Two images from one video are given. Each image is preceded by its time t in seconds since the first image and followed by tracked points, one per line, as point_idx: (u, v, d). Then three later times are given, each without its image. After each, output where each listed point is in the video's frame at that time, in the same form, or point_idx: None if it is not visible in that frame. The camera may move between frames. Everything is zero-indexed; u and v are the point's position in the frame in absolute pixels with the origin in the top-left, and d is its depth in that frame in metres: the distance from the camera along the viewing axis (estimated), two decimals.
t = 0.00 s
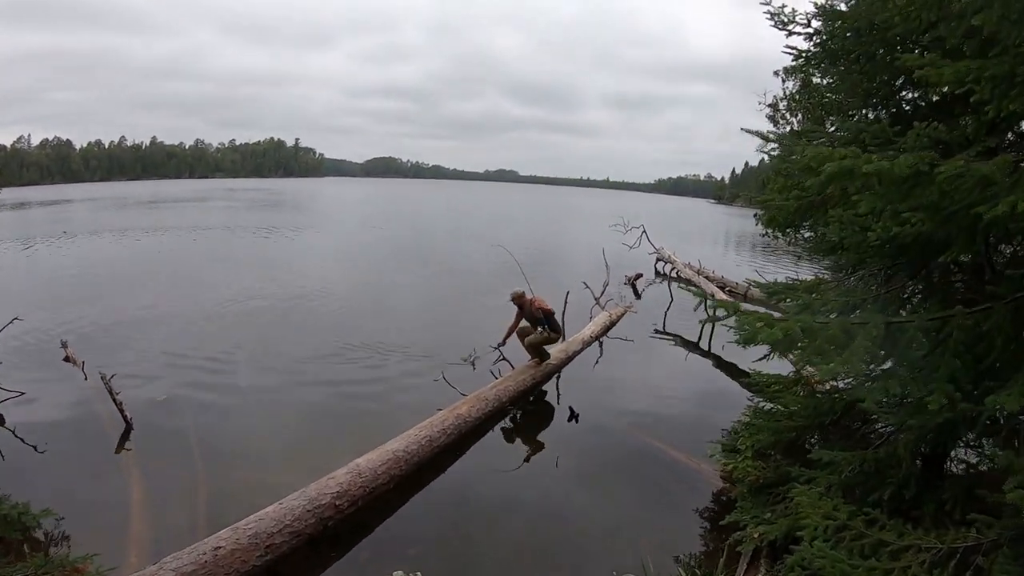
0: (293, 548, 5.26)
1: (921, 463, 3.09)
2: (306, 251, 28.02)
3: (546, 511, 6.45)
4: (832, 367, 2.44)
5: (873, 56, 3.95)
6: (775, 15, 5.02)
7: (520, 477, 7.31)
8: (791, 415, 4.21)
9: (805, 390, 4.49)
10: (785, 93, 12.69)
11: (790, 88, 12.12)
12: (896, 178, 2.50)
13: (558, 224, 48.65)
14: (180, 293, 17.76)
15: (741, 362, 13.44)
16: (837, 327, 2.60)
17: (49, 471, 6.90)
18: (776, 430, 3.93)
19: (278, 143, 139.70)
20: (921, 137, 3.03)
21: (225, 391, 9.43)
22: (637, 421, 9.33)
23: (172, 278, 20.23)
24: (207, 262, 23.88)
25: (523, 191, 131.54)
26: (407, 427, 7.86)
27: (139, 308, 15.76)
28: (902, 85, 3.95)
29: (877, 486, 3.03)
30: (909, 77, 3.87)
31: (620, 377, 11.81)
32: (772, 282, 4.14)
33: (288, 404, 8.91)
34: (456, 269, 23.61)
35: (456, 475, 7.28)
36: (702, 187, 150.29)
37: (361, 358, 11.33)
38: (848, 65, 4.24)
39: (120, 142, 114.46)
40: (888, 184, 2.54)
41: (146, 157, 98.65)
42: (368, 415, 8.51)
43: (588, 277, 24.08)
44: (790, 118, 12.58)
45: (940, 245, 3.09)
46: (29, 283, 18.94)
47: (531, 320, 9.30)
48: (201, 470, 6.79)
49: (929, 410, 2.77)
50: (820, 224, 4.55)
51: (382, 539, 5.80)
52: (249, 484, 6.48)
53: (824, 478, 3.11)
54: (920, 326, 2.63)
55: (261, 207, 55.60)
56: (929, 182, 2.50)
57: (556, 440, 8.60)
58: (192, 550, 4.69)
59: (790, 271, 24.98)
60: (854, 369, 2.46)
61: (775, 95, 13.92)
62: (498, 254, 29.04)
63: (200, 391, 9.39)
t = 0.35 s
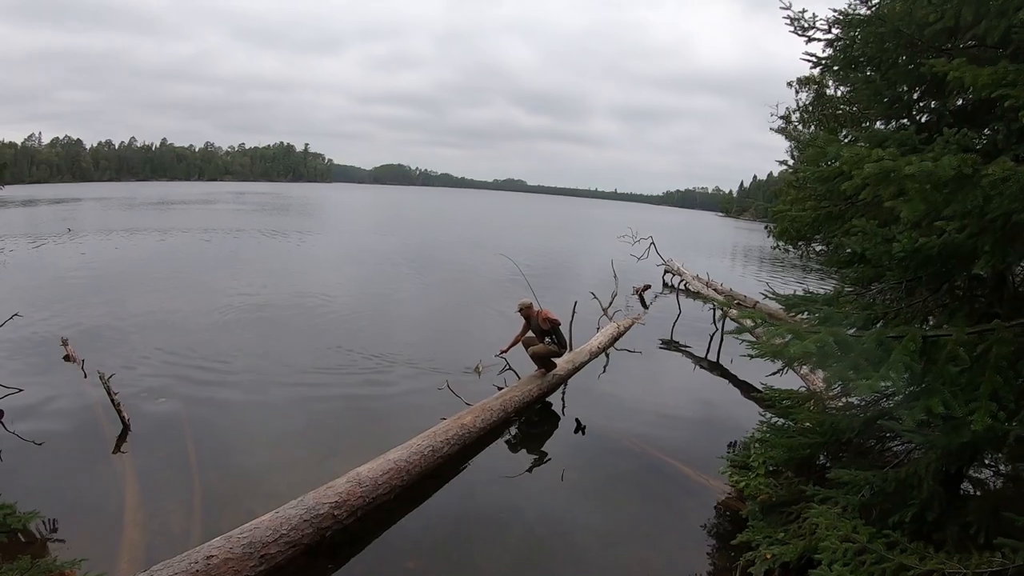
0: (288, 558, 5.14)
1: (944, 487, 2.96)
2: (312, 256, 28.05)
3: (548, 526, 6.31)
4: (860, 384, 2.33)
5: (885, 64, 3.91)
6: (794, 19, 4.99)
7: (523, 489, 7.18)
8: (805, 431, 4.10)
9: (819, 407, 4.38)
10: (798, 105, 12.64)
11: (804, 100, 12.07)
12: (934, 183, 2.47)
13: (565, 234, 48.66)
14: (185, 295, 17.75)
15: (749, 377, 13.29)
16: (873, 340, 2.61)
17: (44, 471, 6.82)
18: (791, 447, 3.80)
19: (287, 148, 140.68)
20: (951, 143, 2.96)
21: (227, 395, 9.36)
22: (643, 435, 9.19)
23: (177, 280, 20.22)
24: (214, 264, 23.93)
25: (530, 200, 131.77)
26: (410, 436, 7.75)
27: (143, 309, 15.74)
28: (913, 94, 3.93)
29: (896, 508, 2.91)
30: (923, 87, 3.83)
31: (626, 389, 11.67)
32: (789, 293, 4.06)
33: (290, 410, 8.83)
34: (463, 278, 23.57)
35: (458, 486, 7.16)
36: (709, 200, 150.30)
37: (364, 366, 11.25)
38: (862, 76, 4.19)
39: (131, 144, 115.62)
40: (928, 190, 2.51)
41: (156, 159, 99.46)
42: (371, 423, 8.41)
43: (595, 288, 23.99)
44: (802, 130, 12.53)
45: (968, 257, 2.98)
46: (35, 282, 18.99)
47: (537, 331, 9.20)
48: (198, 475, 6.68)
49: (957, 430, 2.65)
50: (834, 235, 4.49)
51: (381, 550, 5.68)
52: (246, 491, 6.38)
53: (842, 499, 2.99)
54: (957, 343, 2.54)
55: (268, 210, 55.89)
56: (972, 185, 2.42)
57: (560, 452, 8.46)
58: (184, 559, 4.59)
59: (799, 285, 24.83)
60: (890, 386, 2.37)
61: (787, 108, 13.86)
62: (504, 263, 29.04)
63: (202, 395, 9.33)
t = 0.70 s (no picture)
0: (277, 568, 4.99)
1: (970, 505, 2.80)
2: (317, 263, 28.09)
3: (547, 539, 6.13)
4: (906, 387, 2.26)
5: (901, 66, 3.89)
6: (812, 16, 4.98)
7: (522, 500, 7.02)
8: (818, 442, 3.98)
9: (834, 419, 4.24)
10: (808, 114, 12.61)
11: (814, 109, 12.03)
12: (971, 161, 2.58)
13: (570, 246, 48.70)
14: (188, 299, 17.73)
15: (756, 390, 13.10)
16: (913, 341, 2.62)
17: (34, 471, 6.71)
18: (806, 461, 3.63)
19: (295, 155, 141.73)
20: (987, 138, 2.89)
21: (225, 400, 9.26)
22: (647, 447, 9.02)
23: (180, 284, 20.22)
24: (218, 269, 23.96)
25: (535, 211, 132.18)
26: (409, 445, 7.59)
27: (145, 311, 15.71)
28: (924, 101, 3.90)
29: (920, 525, 2.75)
30: (938, 91, 3.79)
31: (631, 400, 11.51)
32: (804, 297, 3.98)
33: (290, 416, 8.72)
34: (468, 287, 23.53)
35: (457, 496, 7.00)
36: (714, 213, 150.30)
37: (365, 373, 11.15)
38: (877, 80, 4.17)
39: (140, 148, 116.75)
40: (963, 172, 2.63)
41: (165, 164, 100.31)
42: (370, 431, 8.29)
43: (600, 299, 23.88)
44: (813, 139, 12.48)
45: (998, 259, 2.87)
46: (40, 282, 19.03)
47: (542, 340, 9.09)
48: (191, 481, 6.54)
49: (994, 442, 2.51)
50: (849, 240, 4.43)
51: (374, 561, 5.51)
52: (241, 498, 6.23)
53: (861, 515, 2.83)
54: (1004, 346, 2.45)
55: (274, 216, 56.17)
56: None
57: (562, 463, 8.29)
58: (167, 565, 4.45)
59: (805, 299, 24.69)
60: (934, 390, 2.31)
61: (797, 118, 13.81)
62: (509, 273, 28.99)
63: (200, 399, 9.23)
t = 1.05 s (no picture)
0: None
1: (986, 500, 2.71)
2: (308, 265, 27.92)
3: (542, 542, 6.01)
4: (950, 366, 2.21)
5: (902, 50, 3.92)
6: None
7: (516, 502, 6.89)
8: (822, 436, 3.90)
9: (837, 415, 4.16)
10: (801, 108, 12.64)
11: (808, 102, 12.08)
12: (1002, 124, 2.63)
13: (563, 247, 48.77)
14: (176, 302, 17.50)
15: (751, 387, 13.04)
16: (946, 320, 2.59)
17: (12, 476, 6.54)
18: (811, 457, 3.53)
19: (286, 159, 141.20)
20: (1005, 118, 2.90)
21: (214, 405, 9.09)
22: (644, 446, 8.92)
23: (169, 287, 19.97)
24: (208, 272, 23.75)
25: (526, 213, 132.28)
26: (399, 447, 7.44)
27: (133, 315, 15.49)
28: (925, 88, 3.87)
29: (935, 522, 2.65)
30: (939, 74, 3.79)
31: (626, 399, 11.43)
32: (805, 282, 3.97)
33: (280, 420, 8.57)
34: (460, 289, 23.44)
35: (450, 498, 6.87)
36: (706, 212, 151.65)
37: (357, 376, 10.99)
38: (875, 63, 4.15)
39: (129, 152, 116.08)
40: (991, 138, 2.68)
41: (154, 168, 99.61)
42: (362, 435, 8.14)
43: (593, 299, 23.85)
44: (805, 133, 12.52)
45: (1011, 240, 2.87)
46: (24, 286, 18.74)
47: (535, 338, 8.99)
48: (174, 487, 6.37)
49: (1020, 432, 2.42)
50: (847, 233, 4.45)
51: (363, 567, 5.37)
52: (227, 504, 6.06)
53: (875, 514, 2.72)
54: None
55: (265, 219, 55.89)
56: None
57: (557, 463, 8.17)
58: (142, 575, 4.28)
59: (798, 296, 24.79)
60: (978, 368, 2.28)
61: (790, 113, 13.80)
62: (502, 275, 28.97)
63: (188, 404, 9.05)
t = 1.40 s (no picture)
0: None
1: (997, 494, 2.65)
2: (296, 266, 27.70)
3: (533, 543, 5.90)
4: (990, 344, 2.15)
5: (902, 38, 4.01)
6: None
7: (506, 502, 6.78)
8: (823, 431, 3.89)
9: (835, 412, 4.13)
10: (790, 101, 12.68)
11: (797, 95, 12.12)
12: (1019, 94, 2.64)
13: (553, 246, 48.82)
14: (160, 304, 17.20)
15: (742, 384, 13.03)
16: (975, 296, 2.55)
17: None
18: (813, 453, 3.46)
19: (273, 160, 140.21)
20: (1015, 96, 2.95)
21: (197, 410, 8.91)
22: (636, 444, 8.85)
23: (153, 289, 19.65)
24: (194, 273, 23.49)
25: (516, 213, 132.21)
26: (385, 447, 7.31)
27: (116, 317, 15.20)
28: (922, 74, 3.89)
29: (946, 519, 2.57)
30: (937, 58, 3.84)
31: (617, 397, 11.37)
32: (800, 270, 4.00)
33: (265, 425, 8.40)
34: (450, 289, 23.36)
35: (439, 500, 6.73)
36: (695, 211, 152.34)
37: (345, 380, 10.84)
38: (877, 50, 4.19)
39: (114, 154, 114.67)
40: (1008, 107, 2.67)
41: (139, 170, 98.52)
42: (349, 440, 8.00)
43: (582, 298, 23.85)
44: (794, 126, 12.56)
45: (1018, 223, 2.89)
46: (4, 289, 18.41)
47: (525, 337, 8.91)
48: (151, 493, 6.19)
49: None
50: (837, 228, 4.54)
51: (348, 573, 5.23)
52: (209, 511, 5.90)
53: (884, 511, 2.66)
54: None
55: (253, 220, 55.52)
56: None
57: (548, 463, 8.09)
58: None
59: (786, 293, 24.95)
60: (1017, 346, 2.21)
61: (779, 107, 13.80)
62: (492, 275, 28.92)
63: (171, 408, 8.85)
